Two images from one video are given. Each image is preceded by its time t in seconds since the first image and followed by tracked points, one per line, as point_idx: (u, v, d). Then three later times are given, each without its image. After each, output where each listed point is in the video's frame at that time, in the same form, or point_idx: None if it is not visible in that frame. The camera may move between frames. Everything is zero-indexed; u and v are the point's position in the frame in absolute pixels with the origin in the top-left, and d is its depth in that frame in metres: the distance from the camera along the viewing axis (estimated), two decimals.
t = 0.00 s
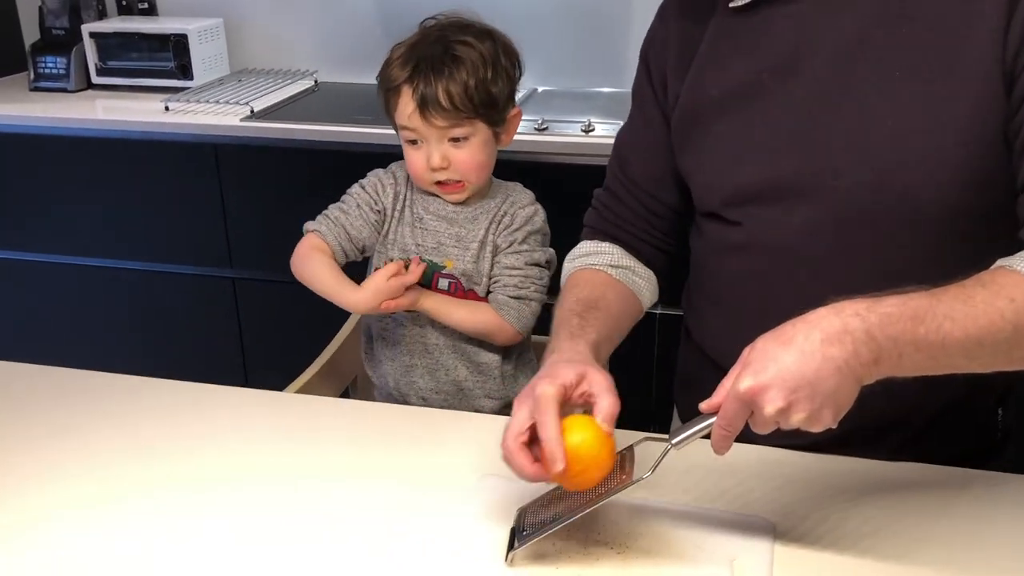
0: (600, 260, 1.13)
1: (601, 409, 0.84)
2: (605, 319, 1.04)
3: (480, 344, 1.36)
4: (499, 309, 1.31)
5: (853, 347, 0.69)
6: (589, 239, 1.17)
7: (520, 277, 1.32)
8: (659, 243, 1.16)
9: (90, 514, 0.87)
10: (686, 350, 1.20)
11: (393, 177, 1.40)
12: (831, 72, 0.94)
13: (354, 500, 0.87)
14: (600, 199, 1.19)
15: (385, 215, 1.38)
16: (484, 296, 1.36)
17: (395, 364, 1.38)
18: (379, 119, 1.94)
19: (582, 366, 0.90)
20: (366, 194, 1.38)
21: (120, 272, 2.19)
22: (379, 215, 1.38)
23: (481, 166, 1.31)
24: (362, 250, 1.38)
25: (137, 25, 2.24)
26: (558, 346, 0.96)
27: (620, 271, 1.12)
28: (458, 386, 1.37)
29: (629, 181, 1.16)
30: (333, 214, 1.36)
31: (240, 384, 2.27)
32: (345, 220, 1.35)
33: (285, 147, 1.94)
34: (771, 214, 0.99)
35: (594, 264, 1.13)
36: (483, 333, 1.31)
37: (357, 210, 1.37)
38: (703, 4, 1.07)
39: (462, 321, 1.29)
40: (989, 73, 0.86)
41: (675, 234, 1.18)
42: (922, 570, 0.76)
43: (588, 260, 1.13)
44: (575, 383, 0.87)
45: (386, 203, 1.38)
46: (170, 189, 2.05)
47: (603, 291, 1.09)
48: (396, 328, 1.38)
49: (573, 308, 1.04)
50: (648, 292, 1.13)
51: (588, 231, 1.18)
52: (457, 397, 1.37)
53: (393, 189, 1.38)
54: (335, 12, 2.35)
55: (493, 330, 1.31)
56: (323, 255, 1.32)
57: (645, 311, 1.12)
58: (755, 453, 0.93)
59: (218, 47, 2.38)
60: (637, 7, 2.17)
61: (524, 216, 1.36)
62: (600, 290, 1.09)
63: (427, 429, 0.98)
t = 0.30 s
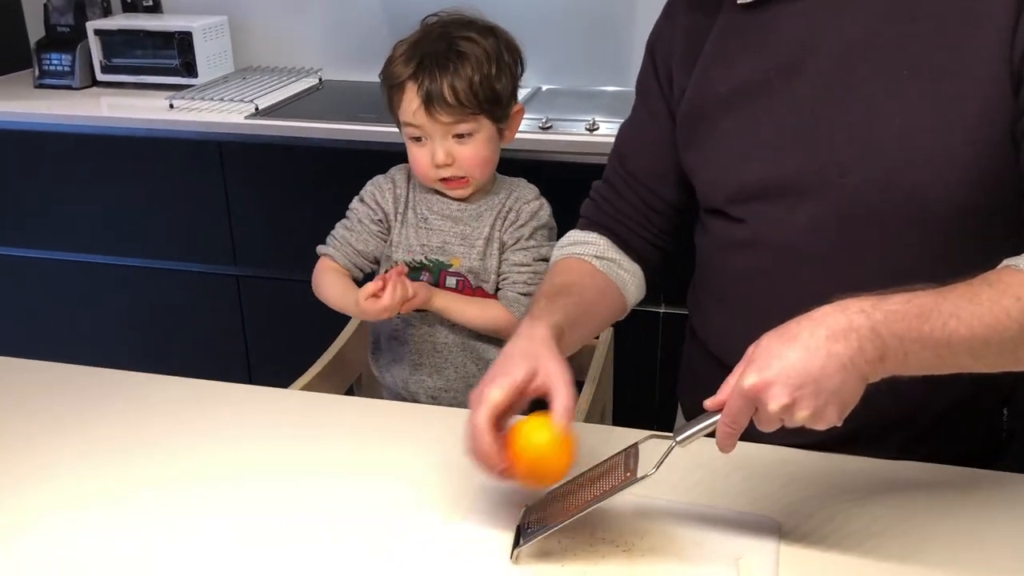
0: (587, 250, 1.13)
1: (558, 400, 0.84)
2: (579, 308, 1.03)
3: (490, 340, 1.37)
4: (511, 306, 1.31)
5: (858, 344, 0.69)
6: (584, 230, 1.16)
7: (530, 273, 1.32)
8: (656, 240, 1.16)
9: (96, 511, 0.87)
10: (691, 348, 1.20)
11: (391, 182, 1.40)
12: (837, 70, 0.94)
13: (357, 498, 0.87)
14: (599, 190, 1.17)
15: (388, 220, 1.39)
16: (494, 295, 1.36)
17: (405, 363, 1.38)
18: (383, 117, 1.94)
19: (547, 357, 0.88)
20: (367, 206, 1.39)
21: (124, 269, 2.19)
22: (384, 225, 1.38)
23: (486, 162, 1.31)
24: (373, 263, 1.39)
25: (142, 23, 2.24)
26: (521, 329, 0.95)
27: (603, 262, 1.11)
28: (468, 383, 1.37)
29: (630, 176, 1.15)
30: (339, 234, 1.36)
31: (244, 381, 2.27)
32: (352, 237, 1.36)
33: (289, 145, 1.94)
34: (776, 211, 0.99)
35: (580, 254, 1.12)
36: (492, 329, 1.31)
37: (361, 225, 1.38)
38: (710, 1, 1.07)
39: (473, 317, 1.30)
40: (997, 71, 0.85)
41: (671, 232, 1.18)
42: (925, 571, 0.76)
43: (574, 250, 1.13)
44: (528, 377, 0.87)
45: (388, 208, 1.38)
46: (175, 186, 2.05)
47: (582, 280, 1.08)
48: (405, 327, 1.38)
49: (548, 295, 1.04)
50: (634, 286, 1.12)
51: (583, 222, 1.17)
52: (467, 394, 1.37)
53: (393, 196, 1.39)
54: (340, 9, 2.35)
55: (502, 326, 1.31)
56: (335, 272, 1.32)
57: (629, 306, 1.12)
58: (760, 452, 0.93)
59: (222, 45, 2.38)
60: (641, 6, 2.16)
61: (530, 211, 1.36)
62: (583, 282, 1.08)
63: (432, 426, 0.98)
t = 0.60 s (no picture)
0: (596, 247, 1.13)
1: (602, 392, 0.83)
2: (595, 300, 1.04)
3: (490, 338, 1.37)
4: (512, 302, 1.31)
5: (861, 344, 0.69)
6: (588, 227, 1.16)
7: (531, 270, 1.32)
8: (658, 238, 1.16)
9: (97, 507, 0.87)
10: (693, 346, 1.20)
11: (390, 184, 1.40)
12: (842, 68, 0.93)
13: (359, 495, 0.87)
14: (601, 190, 1.18)
15: (387, 222, 1.38)
16: (495, 292, 1.35)
17: (404, 364, 1.39)
18: (386, 114, 1.94)
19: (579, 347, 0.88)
20: (367, 211, 1.39)
21: (126, 266, 2.19)
22: (385, 228, 1.38)
23: (483, 161, 1.31)
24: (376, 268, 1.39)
25: (145, 20, 2.24)
26: (542, 324, 0.93)
27: (614, 258, 1.12)
28: (468, 383, 1.38)
29: (634, 175, 1.15)
30: (343, 244, 1.38)
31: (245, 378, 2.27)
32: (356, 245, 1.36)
33: (291, 143, 1.94)
34: (780, 209, 0.98)
35: (590, 250, 1.13)
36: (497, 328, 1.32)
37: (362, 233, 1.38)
38: None
39: (474, 314, 1.30)
40: (1002, 69, 0.85)
41: (676, 232, 1.18)
42: (928, 571, 0.76)
43: (585, 247, 1.14)
44: (564, 367, 0.85)
45: (387, 209, 1.38)
46: (177, 184, 2.05)
47: (595, 275, 1.09)
48: (404, 327, 1.38)
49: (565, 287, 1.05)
50: (643, 283, 1.13)
51: (588, 221, 1.17)
52: (467, 393, 1.38)
53: (392, 197, 1.38)
54: (343, 7, 2.34)
55: (504, 323, 1.31)
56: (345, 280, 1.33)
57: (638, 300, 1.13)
58: (762, 451, 0.93)
59: (225, 42, 2.38)
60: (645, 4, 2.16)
61: (530, 207, 1.36)
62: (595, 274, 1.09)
63: (434, 424, 0.98)
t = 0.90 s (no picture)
0: (595, 251, 1.12)
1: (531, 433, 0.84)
2: (588, 312, 1.04)
3: (489, 337, 1.36)
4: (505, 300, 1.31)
5: (869, 342, 0.69)
6: (589, 226, 1.16)
7: (524, 267, 1.32)
8: (658, 235, 1.15)
9: (95, 505, 0.87)
10: (697, 344, 1.19)
11: (385, 185, 1.40)
12: (849, 65, 0.93)
13: (364, 493, 0.87)
14: (604, 185, 1.18)
15: (383, 223, 1.39)
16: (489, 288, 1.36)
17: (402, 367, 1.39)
18: (389, 111, 1.93)
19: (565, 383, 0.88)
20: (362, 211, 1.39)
21: (129, 263, 2.19)
22: (382, 229, 1.38)
23: (481, 157, 1.31)
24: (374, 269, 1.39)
25: (148, 16, 2.24)
26: (541, 335, 0.94)
27: (611, 263, 1.11)
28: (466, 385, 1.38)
29: (636, 170, 1.15)
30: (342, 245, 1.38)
31: (247, 375, 2.27)
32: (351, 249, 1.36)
33: (294, 140, 1.94)
34: (785, 207, 0.98)
35: (589, 254, 1.12)
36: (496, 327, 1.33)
37: (356, 236, 1.38)
38: None
39: (472, 312, 1.30)
40: (1012, 67, 0.85)
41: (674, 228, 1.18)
42: (935, 570, 0.76)
43: (584, 251, 1.13)
44: (542, 389, 0.86)
45: (381, 210, 1.38)
46: (179, 180, 2.05)
47: (593, 284, 1.09)
48: (400, 331, 1.38)
49: (565, 294, 1.04)
50: (641, 286, 1.13)
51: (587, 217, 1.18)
52: (466, 393, 1.38)
53: (388, 198, 1.39)
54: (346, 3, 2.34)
55: (504, 322, 1.32)
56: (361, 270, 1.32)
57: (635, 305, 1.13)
58: (768, 449, 0.93)
59: (228, 39, 2.37)
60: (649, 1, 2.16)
61: (521, 203, 1.35)
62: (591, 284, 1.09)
63: (437, 421, 0.98)
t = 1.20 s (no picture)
0: (604, 246, 1.12)
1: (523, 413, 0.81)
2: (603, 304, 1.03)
3: (489, 333, 1.36)
4: (505, 296, 1.30)
5: (875, 340, 0.68)
6: (596, 223, 1.16)
7: (522, 263, 1.31)
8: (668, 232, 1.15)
9: (93, 501, 0.87)
10: (701, 341, 1.19)
11: (383, 182, 1.40)
12: (854, 62, 0.93)
13: (365, 489, 0.87)
14: (608, 183, 1.18)
15: (380, 221, 1.39)
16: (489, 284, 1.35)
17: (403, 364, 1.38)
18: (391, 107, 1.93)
19: (606, 398, 0.84)
20: (360, 211, 1.40)
21: (130, 259, 2.19)
22: (380, 227, 1.39)
23: (481, 154, 1.30)
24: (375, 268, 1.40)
25: (149, 12, 2.23)
26: (557, 329, 0.94)
27: (621, 259, 1.11)
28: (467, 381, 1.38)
29: (642, 168, 1.15)
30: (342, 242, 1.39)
31: (249, 371, 2.27)
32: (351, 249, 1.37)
33: (295, 136, 1.94)
34: (789, 204, 0.98)
35: (599, 250, 1.12)
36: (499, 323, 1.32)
37: (355, 234, 1.39)
38: None
39: (474, 310, 1.30)
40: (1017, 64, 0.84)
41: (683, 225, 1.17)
42: (940, 569, 0.75)
43: (592, 246, 1.12)
44: (580, 379, 0.86)
45: (378, 209, 1.38)
46: (181, 177, 2.05)
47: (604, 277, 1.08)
48: (399, 328, 1.37)
49: (576, 292, 1.03)
50: (651, 281, 1.12)
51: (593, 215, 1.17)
52: (465, 390, 1.38)
53: (384, 195, 1.39)
54: None
55: (504, 318, 1.31)
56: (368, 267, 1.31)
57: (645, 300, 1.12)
58: (771, 447, 0.92)
59: (230, 35, 2.37)
60: None
61: (518, 200, 1.34)
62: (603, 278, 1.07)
63: (439, 417, 0.98)
